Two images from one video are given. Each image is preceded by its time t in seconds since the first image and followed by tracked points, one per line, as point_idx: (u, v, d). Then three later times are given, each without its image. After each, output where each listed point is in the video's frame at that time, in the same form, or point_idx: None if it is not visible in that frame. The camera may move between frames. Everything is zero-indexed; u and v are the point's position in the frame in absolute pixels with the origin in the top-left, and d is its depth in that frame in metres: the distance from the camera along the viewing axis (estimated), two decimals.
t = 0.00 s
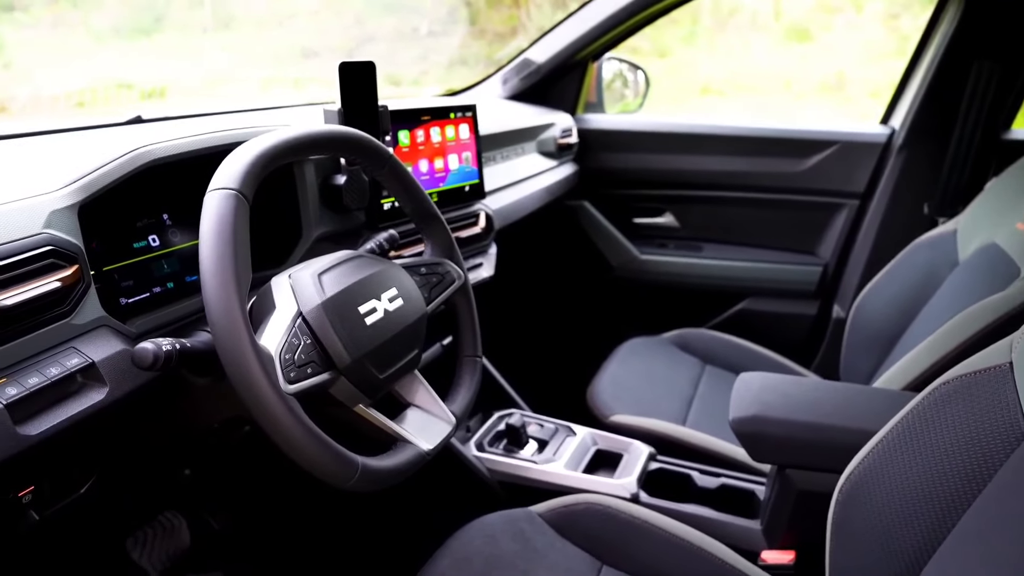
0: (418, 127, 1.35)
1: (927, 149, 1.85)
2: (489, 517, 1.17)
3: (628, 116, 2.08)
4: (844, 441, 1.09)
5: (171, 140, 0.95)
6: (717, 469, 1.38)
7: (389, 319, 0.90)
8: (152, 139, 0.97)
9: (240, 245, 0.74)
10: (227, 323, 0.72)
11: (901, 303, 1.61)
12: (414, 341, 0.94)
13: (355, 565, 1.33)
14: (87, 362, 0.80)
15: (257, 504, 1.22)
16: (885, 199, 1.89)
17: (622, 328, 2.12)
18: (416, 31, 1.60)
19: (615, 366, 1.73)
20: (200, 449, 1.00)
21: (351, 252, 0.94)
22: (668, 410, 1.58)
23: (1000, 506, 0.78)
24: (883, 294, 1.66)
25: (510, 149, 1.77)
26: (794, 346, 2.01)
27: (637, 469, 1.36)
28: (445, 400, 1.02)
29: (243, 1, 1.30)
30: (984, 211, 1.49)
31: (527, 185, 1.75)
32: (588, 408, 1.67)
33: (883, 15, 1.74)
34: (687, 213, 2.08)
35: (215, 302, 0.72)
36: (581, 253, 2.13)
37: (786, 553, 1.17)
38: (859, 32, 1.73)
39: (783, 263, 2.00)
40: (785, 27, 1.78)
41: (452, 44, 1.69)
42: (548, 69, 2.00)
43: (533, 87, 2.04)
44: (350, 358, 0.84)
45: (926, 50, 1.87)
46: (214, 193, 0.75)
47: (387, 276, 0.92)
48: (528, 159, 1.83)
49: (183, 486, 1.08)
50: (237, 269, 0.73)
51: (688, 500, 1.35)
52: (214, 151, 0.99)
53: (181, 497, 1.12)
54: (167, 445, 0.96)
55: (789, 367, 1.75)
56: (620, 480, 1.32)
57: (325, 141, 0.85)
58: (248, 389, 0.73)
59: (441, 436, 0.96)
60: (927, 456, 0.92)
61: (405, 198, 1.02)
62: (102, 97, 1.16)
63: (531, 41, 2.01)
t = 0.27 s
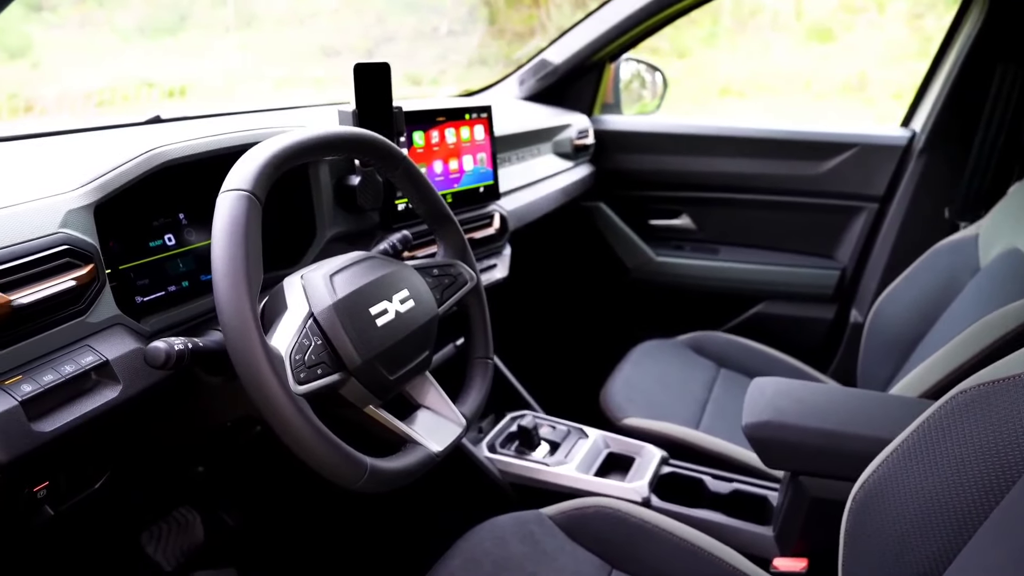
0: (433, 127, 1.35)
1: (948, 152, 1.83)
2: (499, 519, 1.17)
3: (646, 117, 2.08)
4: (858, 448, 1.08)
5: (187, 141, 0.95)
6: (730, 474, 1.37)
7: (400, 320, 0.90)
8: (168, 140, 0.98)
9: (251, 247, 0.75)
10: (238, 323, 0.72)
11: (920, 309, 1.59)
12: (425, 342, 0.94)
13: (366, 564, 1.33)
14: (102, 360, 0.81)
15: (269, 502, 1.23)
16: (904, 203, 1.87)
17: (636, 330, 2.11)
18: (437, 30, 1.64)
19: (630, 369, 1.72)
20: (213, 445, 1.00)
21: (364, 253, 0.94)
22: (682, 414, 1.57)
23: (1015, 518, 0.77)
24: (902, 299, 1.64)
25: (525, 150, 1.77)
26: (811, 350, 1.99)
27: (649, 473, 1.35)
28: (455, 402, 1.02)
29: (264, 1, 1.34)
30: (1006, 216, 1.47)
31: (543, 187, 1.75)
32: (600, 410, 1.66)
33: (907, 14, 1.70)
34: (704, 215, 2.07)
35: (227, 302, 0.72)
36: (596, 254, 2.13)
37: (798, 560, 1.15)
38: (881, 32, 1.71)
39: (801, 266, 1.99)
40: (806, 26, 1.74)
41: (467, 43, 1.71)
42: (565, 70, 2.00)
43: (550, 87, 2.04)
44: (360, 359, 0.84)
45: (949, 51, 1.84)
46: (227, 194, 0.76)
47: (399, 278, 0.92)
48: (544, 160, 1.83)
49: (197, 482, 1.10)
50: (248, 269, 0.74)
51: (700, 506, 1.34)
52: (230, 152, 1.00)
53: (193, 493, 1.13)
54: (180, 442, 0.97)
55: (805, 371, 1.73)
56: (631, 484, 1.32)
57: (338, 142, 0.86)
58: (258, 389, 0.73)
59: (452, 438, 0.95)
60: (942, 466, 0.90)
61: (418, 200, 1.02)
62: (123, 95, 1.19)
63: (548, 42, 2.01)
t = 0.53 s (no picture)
0: (447, 129, 1.35)
1: (969, 156, 1.80)
2: (509, 520, 1.17)
3: (663, 119, 2.08)
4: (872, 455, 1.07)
5: (202, 141, 0.96)
6: (742, 479, 1.37)
7: (411, 321, 0.90)
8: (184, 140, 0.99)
9: (263, 247, 0.75)
10: (249, 322, 0.73)
11: (939, 314, 1.57)
12: (436, 343, 0.94)
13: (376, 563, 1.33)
14: (115, 358, 0.82)
15: (281, 500, 1.24)
16: (924, 206, 1.85)
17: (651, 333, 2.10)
18: (456, 30, 1.67)
19: (643, 371, 1.72)
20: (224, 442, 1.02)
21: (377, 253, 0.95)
22: (695, 418, 1.57)
23: None
24: (921, 304, 1.62)
25: (540, 151, 1.77)
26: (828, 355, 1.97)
27: (661, 476, 1.35)
28: (466, 403, 1.02)
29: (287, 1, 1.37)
30: None
31: (557, 188, 1.75)
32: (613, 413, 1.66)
33: (933, 15, 1.69)
34: (720, 217, 2.06)
35: (238, 302, 0.73)
36: (612, 256, 2.13)
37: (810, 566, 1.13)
38: (908, 32, 1.71)
39: (817, 270, 1.97)
40: (828, 27, 1.73)
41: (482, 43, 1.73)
42: (582, 71, 2.00)
43: (566, 88, 2.04)
44: (371, 360, 0.85)
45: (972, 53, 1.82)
46: (240, 195, 0.76)
47: (410, 279, 0.92)
48: (560, 161, 1.83)
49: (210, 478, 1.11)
50: (260, 269, 0.74)
51: (712, 510, 1.34)
52: (246, 152, 1.01)
53: (206, 490, 1.14)
54: (194, 440, 0.98)
55: (821, 376, 1.71)
56: (642, 487, 1.31)
57: (352, 144, 0.86)
58: (268, 388, 0.74)
59: (461, 440, 0.96)
60: (957, 475, 0.89)
61: (431, 201, 1.02)
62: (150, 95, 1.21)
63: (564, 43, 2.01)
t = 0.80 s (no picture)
0: (458, 130, 1.36)
1: (987, 158, 1.78)
2: (517, 521, 1.18)
3: (677, 120, 2.06)
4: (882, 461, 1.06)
5: (216, 142, 0.97)
6: (752, 482, 1.36)
7: (419, 322, 0.91)
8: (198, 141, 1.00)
9: (273, 247, 0.76)
10: (257, 321, 0.74)
11: (954, 318, 1.55)
12: (444, 344, 0.95)
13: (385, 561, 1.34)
14: (127, 356, 0.84)
15: (291, 497, 1.25)
16: (941, 210, 1.83)
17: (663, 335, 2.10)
18: (473, 30, 1.68)
19: (655, 373, 1.71)
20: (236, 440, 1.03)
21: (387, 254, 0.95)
22: (706, 421, 1.56)
23: None
24: (936, 308, 1.61)
25: (553, 152, 1.77)
26: (842, 359, 1.96)
27: (671, 478, 1.35)
28: (475, 403, 1.03)
29: None
30: None
31: (570, 189, 1.75)
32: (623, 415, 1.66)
33: (956, 14, 1.70)
34: (734, 219, 2.05)
35: (247, 301, 0.74)
36: (625, 257, 2.13)
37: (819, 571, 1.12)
38: (929, 34, 1.71)
39: (832, 273, 1.95)
40: (848, 26, 1.75)
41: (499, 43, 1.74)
42: (596, 72, 2.00)
43: (579, 89, 2.04)
44: (378, 360, 0.85)
45: (991, 54, 1.80)
46: (250, 196, 0.77)
47: (419, 279, 0.93)
48: (573, 161, 1.83)
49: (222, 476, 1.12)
50: (269, 269, 0.75)
51: (722, 513, 1.33)
52: (260, 153, 1.02)
53: (218, 486, 1.15)
54: (205, 437, 0.99)
55: (834, 380, 1.70)
56: (650, 490, 1.32)
57: (362, 145, 0.87)
58: (275, 386, 0.75)
59: (469, 440, 0.96)
60: (967, 482, 0.88)
61: (441, 202, 1.02)
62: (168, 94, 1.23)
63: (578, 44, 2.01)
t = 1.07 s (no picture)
0: (471, 131, 1.37)
1: (1007, 161, 1.76)
2: (525, 521, 1.18)
3: (693, 122, 2.06)
4: (893, 466, 1.05)
5: (229, 142, 0.99)
6: (763, 486, 1.35)
7: (428, 321, 0.91)
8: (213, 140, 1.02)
9: (282, 247, 0.77)
10: (266, 319, 0.75)
11: (972, 323, 1.53)
12: (453, 343, 0.95)
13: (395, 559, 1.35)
14: (141, 352, 0.85)
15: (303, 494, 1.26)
16: (960, 213, 1.81)
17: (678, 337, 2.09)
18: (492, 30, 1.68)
19: (667, 375, 1.71)
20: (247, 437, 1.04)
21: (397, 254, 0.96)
22: (718, 423, 1.56)
23: None
24: (953, 312, 1.59)
25: (567, 153, 1.77)
26: (858, 362, 1.94)
27: (681, 481, 1.34)
28: (483, 403, 1.03)
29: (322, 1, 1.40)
30: None
31: (584, 190, 1.75)
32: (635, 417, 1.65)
33: (982, 14, 1.67)
34: (749, 221, 2.04)
35: (257, 299, 0.75)
36: (639, 259, 2.12)
37: None
38: (955, 32, 1.68)
39: (848, 276, 1.94)
40: (871, 26, 1.74)
41: (516, 43, 1.73)
42: (611, 73, 2.00)
43: (594, 90, 2.05)
44: (387, 359, 0.86)
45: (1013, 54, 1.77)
46: (260, 196, 0.78)
47: (428, 279, 0.93)
48: (587, 162, 1.83)
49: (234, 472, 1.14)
50: (279, 268, 0.76)
51: (732, 517, 1.33)
52: (274, 153, 1.04)
53: (231, 482, 1.16)
54: (216, 433, 1.00)
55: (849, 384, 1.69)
56: (660, 492, 1.32)
57: (373, 146, 0.88)
58: (284, 383, 0.76)
59: (477, 440, 0.96)
60: (977, 489, 0.87)
61: (451, 202, 1.03)
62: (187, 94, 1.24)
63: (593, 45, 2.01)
